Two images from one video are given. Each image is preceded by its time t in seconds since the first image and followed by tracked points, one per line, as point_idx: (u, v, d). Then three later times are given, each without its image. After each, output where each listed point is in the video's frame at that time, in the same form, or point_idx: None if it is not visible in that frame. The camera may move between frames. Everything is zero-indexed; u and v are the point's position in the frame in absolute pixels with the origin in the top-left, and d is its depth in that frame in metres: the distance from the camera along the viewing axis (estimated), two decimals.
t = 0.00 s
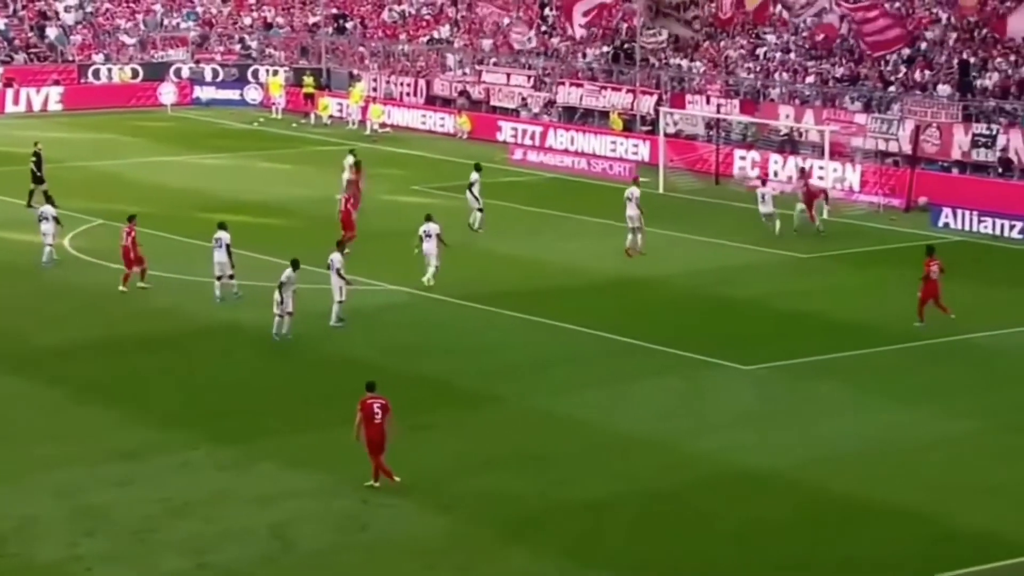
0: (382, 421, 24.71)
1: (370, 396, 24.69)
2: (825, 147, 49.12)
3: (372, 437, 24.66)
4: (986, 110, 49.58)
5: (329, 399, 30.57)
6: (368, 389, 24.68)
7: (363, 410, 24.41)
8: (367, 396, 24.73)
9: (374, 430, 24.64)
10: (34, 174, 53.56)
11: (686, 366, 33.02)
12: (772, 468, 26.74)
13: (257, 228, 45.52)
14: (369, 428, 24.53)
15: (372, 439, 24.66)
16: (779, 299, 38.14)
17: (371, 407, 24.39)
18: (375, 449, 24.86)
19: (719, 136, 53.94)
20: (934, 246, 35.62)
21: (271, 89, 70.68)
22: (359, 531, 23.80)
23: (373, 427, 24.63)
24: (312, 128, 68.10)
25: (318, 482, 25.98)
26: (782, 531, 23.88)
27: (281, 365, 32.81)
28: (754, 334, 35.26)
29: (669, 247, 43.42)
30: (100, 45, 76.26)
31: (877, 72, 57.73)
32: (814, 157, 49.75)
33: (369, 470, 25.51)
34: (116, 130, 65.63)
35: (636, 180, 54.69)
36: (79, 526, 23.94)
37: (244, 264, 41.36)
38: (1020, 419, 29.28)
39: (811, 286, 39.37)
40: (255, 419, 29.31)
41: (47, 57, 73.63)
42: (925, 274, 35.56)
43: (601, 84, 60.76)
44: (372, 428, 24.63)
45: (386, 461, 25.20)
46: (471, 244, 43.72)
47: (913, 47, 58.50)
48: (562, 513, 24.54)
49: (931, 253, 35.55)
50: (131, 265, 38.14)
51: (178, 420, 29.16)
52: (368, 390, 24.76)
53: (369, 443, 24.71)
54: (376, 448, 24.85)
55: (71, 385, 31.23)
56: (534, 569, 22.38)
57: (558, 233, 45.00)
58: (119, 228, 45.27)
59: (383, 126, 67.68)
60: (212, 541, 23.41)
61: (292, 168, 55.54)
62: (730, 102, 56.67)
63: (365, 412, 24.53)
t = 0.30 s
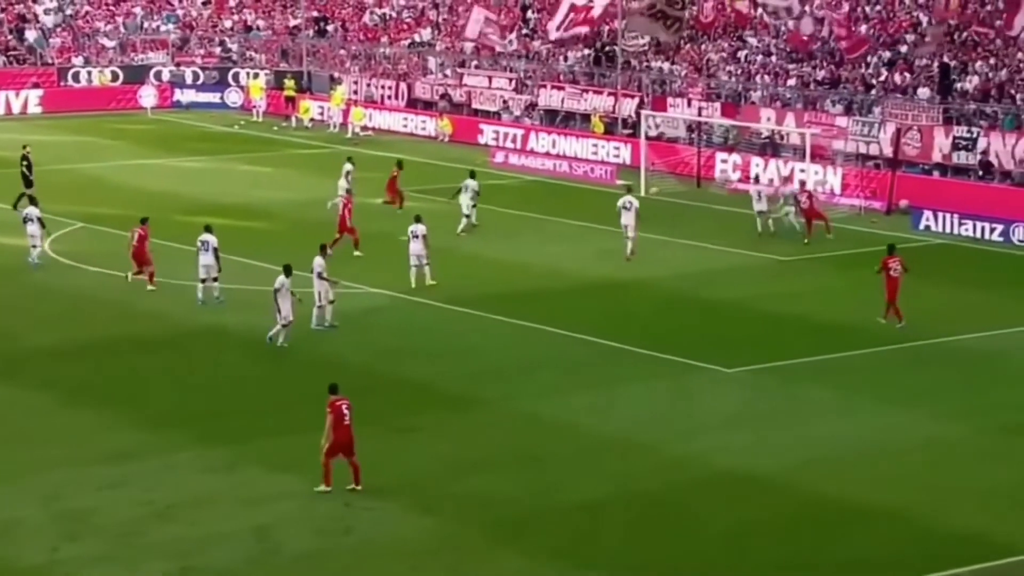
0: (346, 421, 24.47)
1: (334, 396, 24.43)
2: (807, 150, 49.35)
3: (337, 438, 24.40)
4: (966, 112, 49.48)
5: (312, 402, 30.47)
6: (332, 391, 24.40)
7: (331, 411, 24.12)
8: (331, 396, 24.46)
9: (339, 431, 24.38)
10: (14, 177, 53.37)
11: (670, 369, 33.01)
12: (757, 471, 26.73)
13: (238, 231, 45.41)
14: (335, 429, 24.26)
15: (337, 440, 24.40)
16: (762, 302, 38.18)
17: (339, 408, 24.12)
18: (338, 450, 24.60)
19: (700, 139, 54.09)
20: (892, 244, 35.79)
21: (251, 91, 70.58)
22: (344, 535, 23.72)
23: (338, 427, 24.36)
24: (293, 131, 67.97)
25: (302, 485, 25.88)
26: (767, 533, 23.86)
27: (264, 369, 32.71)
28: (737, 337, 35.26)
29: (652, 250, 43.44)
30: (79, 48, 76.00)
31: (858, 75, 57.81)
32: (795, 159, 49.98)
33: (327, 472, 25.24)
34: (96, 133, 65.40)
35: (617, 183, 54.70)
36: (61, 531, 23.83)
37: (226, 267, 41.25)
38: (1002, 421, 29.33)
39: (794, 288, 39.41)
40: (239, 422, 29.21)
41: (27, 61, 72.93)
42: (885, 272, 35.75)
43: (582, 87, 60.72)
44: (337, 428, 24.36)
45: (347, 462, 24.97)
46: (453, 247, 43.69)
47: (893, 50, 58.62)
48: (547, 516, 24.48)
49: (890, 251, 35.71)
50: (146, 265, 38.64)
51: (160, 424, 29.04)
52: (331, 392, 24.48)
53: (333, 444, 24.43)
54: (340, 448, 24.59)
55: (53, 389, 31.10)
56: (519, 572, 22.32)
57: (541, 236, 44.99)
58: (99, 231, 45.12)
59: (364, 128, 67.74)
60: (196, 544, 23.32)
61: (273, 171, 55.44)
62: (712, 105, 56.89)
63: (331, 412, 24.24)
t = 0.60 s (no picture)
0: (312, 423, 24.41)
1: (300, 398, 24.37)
2: (797, 152, 49.51)
3: (303, 439, 24.31)
4: (956, 113, 49.02)
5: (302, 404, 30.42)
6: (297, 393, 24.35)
7: (296, 413, 24.08)
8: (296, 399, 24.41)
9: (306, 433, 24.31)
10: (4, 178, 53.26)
11: (660, 370, 33.02)
12: (747, 472, 26.72)
13: (228, 232, 45.35)
14: (301, 431, 24.19)
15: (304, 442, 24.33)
16: (752, 303, 38.20)
17: (305, 409, 24.06)
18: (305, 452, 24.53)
19: (691, 140, 54.10)
20: (864, 243, 35.79)
21: (241, 93, 70.44)
22: (334, 537, 23.68)
23: (304, 428, 24.29)
24: (282, 132, 67.85)
25: (292, 487, 25.83)
26: (757, 535, 23.85)
27: (254, 370, 32.65)
28: (728, 338, 35.28)
29: (642, 252, 43.43)
30: (68, 49, 75.85)
31: (847, 77, 57.93)
32: (785, 160, 50.16)
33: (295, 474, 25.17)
34: (86, 134, 65.23)
35: (607, 184, 54.67)
36: (51, 534, 23.72)
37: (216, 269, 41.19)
38: (993, 422, 29.38)
39: (784, 290, 39.43)
40: (228, 424, 29.16)
41: (15, 62, 72.94)
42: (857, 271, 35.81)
43: (572, 89, 60.81)
44: (303, 431, 24.29)
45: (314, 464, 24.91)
46: (443, 248, 43.67)
47: (882, 51, 58.72)
48: (537, 518, 24.46)
49: (862, 251, 35.75)
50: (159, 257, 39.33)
51: (151, 426, 28.92)
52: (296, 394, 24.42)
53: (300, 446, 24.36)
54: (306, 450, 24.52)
55: (43, 391, 31.03)
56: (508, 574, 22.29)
57: (531, 237, 44.98)
58: (89, 232, 45.02)
59: (353, 130, 67.73)
60: (186, 546, 23.26)
61: (262, 172, 55.38)
62: (701, 106, 57.00)
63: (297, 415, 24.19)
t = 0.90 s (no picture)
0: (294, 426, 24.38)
1: (281, 401, 24.34)
2: (799, 154, 49.59)
3: (286, 442, 24.27)
4: (958, 114, 49.13)
5: (303, 405, 30.41)
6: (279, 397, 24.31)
7: (279, 416, 24.04)
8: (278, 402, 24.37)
9: (289, 437, 24.27)
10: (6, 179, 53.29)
11: (662, 371, 33.01)
12: (748, 473, 26.69)
13: (229, 233, 45.37)
14: (284, 433, 24.14)
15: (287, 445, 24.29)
16: (753, 304, 38.17)
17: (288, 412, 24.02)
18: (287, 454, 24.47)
19: (692, 141, 54.05)
20: (848, 246, 35.97)
21: (243, 94, 70.32)
22: (333, 537, 23.67)
23: (287, 431, 24.24)
24: (284, 133, 67.77)
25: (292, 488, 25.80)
26: (757, 535, 23.82)
27: (255, 371, 32.67)
28: (729, 339, 35.25)
29: (644, 252, 43.43)
30: (71, 50, 75.86)
31: (850, 79, 57.90)
32: (787, 162, 50.34)
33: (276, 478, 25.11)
34: (88, 135, 65.25)
35: (610, 184, 54.59)
36: (50, 534, 23.73)
37: (218, 270, 41.19)
38: (994, 422, 29.36)
39: (785, 290, 39.38)
40: (229, 425, 29.17)
41: (16, 62, 73.05)
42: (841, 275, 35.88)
43: (574, 90, 60.80)
44: (286, 434, 24.24)
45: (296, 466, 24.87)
46: (445, 249, 43.66)
47: (885, 52, 58.69)
48: (538, 519, 24.42)
49: (846, 253, 35.90)
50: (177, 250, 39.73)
51: (151, 427, 28.92)
52: (278, 397, 24.37)
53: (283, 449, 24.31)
54: (288, 452, 24.48)
55: (44, 391, 31.06)
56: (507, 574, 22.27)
57: (531, 238, 44.98)
58: (90, 234, 45.02)
59: (355, 130, 67.70)
60: (186, 547, 23.26)
61: (265, 174, 55.39)
62: (703, 107, 56.96)
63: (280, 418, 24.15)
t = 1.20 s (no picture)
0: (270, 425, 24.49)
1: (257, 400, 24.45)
2: (800, 155, 49.54)
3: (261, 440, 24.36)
4: (959, 115, 49.43)
5: (304, 407, 30.39)
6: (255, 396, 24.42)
7: (255, 413, 24.14)
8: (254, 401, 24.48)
9: (264, 435, 24.37)
10: (7, 180, 53.29)
11: (663, 372, 32.98)
12: (749, 475, 26.66)
13: (230, 234, 45.36)
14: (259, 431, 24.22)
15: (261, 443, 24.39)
16: (754, 305, 38.14)
17: (263, 409, 24.13)
18: (262, 453, 24.56)
19: (694, 142, 54.01)
20: (831, 245, 36.42)
21: (245, 95, 70.24)
22: (335, 538, 23.66)
23: (262, 430, 24.35)
24: (286, 134, 67.71)
25: (293, 490, 25.79)
26: (758, 537, 23.80)
27: (256, 372, 32.65)
28: (730, 340, 35.22)
29: (645, 253, 43.40)
30: (73, 51, 75.86)
31: (852, 80, 57.77)
32: (788, 163, 50.28)
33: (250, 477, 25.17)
34: (90, 136, 65.25)
35: (611, 185, 54.55)
36: (51, 535, 23.73)
37: (219, 271, 41.17)
38: (994, 423, 29.38)
39: (786, 292, 39.34)
40: (230, 426, 29.15)
41: (18, 64, 73.07)
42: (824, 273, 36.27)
43: (575, 91, 60.75)
44: (261, 432, 24.34)
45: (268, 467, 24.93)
46: (446, 250, 43.65)
47: (886, 54, 58.64)
48: (539, 520, 24.41)
49: (828, 253, 36.32)
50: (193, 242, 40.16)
51: (151, 428, 28.93)
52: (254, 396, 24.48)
53: (259, 447, 24.40)
54: (263, 451, 24.54)
55: (45, 392, 31.06)
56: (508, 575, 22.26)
57: (532, 239, 44.95)
58: (90, 235, 45.01)
59: (357, 131, 67.60)
60: (187, 548, 23.25)
61: (266, 175, 55.38)
62: (705, 108, 56.94)
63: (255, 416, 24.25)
